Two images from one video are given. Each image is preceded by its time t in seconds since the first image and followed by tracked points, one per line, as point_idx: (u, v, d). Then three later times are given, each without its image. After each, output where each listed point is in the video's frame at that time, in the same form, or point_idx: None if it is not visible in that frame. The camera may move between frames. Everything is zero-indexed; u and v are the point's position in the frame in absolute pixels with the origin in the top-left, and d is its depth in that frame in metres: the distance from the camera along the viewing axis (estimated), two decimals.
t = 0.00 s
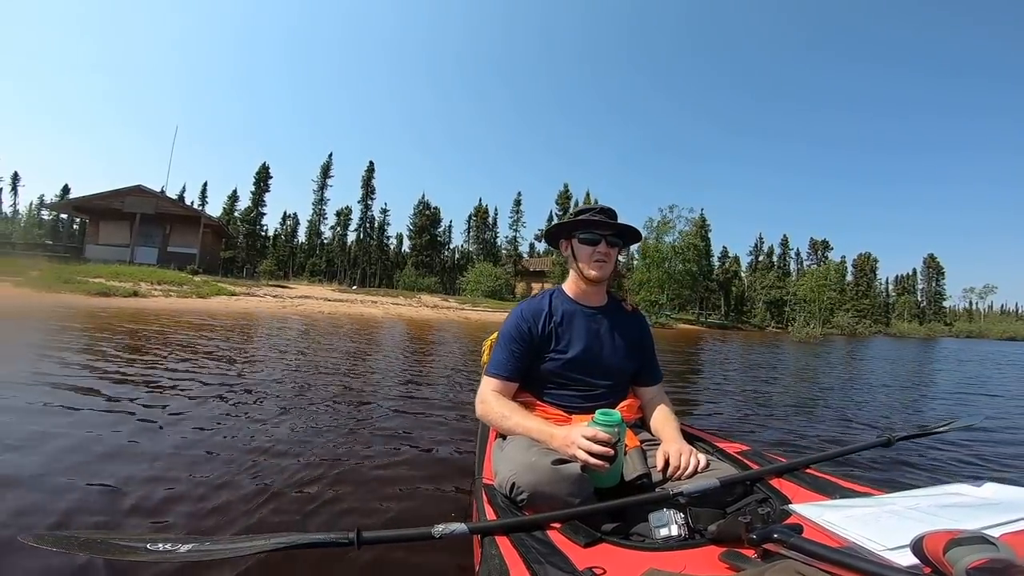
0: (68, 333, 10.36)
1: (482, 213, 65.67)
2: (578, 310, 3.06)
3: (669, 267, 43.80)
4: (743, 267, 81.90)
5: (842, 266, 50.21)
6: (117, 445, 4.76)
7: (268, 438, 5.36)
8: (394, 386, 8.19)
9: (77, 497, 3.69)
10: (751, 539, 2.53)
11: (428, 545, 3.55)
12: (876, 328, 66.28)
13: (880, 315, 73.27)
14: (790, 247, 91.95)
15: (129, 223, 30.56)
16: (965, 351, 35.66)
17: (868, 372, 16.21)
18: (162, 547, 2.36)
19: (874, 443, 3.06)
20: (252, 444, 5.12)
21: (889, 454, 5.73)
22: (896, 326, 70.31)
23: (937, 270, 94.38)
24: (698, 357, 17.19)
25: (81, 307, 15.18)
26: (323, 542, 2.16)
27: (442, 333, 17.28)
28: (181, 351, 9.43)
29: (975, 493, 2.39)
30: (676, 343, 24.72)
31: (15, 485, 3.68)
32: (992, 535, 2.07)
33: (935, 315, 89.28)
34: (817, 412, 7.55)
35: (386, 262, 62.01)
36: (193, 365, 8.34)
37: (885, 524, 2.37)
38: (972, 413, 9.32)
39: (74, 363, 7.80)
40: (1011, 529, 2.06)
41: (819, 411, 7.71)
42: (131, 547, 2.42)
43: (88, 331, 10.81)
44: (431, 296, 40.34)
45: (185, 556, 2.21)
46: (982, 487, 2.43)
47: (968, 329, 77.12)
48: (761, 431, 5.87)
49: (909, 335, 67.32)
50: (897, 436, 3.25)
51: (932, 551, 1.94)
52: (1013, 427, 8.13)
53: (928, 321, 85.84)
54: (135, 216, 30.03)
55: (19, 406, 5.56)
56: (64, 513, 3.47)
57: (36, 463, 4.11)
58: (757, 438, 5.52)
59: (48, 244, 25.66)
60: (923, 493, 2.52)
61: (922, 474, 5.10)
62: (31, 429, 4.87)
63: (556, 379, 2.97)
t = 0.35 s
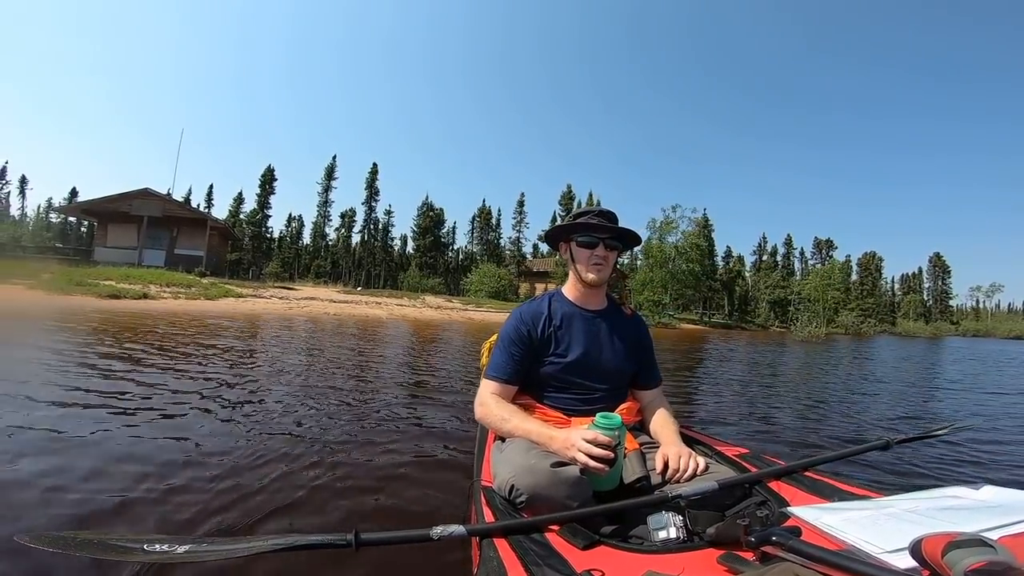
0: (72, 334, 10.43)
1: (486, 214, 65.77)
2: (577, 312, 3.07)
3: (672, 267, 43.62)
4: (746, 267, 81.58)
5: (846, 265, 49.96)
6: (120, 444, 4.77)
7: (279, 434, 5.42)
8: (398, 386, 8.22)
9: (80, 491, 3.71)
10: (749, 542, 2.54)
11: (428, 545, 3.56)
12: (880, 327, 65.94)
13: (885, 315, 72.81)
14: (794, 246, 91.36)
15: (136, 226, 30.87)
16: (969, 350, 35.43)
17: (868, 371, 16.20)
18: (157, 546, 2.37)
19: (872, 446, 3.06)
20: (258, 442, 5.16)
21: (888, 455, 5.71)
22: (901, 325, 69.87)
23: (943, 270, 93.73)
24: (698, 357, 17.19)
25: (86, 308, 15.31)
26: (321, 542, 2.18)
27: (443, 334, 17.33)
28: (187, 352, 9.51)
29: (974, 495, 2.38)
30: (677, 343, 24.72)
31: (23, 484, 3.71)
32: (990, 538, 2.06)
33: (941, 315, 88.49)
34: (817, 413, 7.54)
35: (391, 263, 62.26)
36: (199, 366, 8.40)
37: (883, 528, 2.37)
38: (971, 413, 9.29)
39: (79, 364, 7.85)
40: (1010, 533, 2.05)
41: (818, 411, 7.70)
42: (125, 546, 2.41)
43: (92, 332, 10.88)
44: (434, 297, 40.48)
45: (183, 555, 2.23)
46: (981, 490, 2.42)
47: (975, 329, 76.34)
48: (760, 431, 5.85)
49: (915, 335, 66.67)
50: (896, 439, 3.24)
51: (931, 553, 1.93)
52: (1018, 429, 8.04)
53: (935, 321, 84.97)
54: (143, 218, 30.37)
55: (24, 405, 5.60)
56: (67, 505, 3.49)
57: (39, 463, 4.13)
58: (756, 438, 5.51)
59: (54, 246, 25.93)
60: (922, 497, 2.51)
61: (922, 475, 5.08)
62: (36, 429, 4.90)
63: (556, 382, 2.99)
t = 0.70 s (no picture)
0: (80, 334, 10.53)
1: (490, 214, 65.96)
2: (579, 312, 3.08)
3: (675, 266, 43.56)
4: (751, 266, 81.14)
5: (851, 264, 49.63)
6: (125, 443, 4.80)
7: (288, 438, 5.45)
8: (403, 386, 8.27)
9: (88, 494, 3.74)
10: (754, 540, 2.55)
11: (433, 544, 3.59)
12: (886, 327, 65.46)
13: (891, 314, 72.24)
14: (798, 246, 90.86)
15: (145, 227, 31.27)
16: (975, 349, 35.13)
17: (870, 370, 16.15)
18: (162, 550, 2.42)
19: (876, 442, 3.05)
20: (264, 444, 5.22)
21: (890, 452, 5.70)
22: (907, 324, 69.28)
23: (950, 269, 92.89)
24: (700, 355, 17.18)
25: (93, 308, 15.46)
26: (324, 545, 2.21)
27: (446, 333, 17.40)
28: (194, 352, 9.61)
29: (978, 491, 2.37)
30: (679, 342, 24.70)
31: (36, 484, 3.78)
32: (996, 534, 2.06)
33: (948, 314, 87.67)
34: (818, 411, 7.53)
35: (396, 263, 62.59)
36: (207, 366, 8.49)
37: (889, 524, 2.37)
38: (974, 411, 9.25)
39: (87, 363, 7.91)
40: (1016, 528, 2.05)
41: (819, 409, 7.69)
42: (130, 550, 2.45)
43: (100, 332, 11.00)
44: (439, 296, 40.65)
45: (187, 559, 2.27)
46: (985, 485, 2.40)
47: (983, 328, 75.53)
48: (761, 429, 5.85)
49: (921, 334, 66.11)
50: (899, 435, 3.23)
51: (937, 550, 1.93)
52: None
53: (942, 320, 84.17)
54: (151, 220, 30.76)
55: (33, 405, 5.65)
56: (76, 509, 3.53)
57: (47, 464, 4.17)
58: (757, 436, 5.50)
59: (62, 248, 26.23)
60: (926, 492, 2.51)
61: (924, 472, 5.06)
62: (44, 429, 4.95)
63: (558, 382, 3.00)
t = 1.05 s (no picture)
0: (88, 333, 10.65)
1: (494, 214, 66.07)
2: (578, 311, 3.10)
3: (678, 266, 43.44)
4: (755, 266, 80.83)
5: (855, 265, 49.35)
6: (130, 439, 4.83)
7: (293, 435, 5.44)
8: (407, 385, 8.31)
9: (92, 489, 3.74)
10: (754, 539, 2.55)
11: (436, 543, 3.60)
12: (891, 328, 65.02)
13: (896, 315, 71.80)
14: (803, 247, 90.33)
15: (153, 227, 31.59)
16: (978, 350, 34.88)
17: (872, 370, 16.10)
18: (163, 549, 2.43)
19: (877, 442, 3.04)
20: (270, 438, 5.26)
21: (891, 452, 5.68)
22: (913, 325, 68.76)
23: (957, 270, 92.02)
24: (702, 356, 17.15)
25: (101, 307, 15.63)
26: (326, 544, 2.22)
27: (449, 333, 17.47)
28: (201, 350, 9.70)
29: (980, 490, 2.36)
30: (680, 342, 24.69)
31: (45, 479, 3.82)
32: (996, 534, 2.06)
33: (955, 316, 86.82)
34: (819, 410, 7.51)
35: (400, 264, 62.80)
36: (214, 364, 8.57)
37: (890, 523, 2.36)
38: (975, 412, 9.22)
39: (93, 361, 7.97)
40: (1017, 527, 2.05)
41: (819, 409, 7.68)
42: (132, 549, 2.48)
43: (107, 330, 11.12)
44: (443, 296, 40.76)
45: (189, 559, 2.29)
46: (987, 484, 2.39)
47: (989, 329, 74.75)
48: (761, 428, 5.84)
49: (928, 335, 65.50)
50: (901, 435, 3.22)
51: (937, 550, 1.93)
52: None
53: (949, 322, 83.38)
54: (159, 220, 31.07)
55: (38, 403, 5.67)
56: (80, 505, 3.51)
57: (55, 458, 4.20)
58: (757, 436, 5.50)
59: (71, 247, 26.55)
60: (927, 492, 2.50)
61: (925, 471, 5.05)
62: (50, 424, 4.98)
63: (557, 381, 3.01)
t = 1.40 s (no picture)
0: (95, 332, 10.75)
1: (499, 216, 66.21)
2: (576, 310, 3.11)
3: (682, 267, 43.32)
4: (759, 268, 80.54)
5: (859, 266, 49.06)
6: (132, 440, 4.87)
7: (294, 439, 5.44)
8: (411, 386, 8.34)
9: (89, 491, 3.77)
10: (752, 539, 2.55)
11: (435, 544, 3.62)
12: (896, 329, 64.58)
13: (902, 316, 71.21)
14: (807, 248, 89.84)
15: (162, 227, 31.97)
16: (982, 351, 34.64)
17: (873, 371, 16.07)
18: (161, 547, 2.46)
19: (874, 442, 3.03)
20: (273, 442, 5.30)
21: (890, 452, 5.68)
22: (918, 326, 68.27)
23: (965, 272, 91.11)
24: (703, 356, 17.14)
25: (108, 306, 15.80)
26: (325, 542, 2.24)
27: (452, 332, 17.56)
28: (208, 350, 9.78)
29: (978, 491, 2.35)
30: (683, 343, 24.67)
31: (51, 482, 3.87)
32: (993, 534, 2.05)
33: (962, 318, 85.94)
34: (818, 410, 7.51)
35: (405, 265, 63.06)
36: (220, 364, 8.65)
37: (888, 523, 2.36)
38: (977, 412, 9.17)
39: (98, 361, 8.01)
40: (1014, 528, 2.04)
41: (819, 409, 7.68)
42: (131, 548, 2.51)
43: (115, 330, 11.23)
44: (447, 297, 40.89)
45: (185, 556, 2.32)
46: (984, 485, 2.39)
47: (997, 331, 73.95)
48: (760, 428, 5.85)
49: (933, 336, 64.96)
50: (899, 435, 3.21)
51: (934, 550, 1.92)
52: None
53: (956, 323, 82.55)
54: (168, 221, 31.44)
55: (45, 403, 5.73)
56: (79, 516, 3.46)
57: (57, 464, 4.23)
58: (756, 436, 5.50)
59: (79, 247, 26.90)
60: (925, 492, 2.49)
61: (924, 471, 5.04)
62: (57, 427, 5.04)
63: (556, 380, 3.03)
